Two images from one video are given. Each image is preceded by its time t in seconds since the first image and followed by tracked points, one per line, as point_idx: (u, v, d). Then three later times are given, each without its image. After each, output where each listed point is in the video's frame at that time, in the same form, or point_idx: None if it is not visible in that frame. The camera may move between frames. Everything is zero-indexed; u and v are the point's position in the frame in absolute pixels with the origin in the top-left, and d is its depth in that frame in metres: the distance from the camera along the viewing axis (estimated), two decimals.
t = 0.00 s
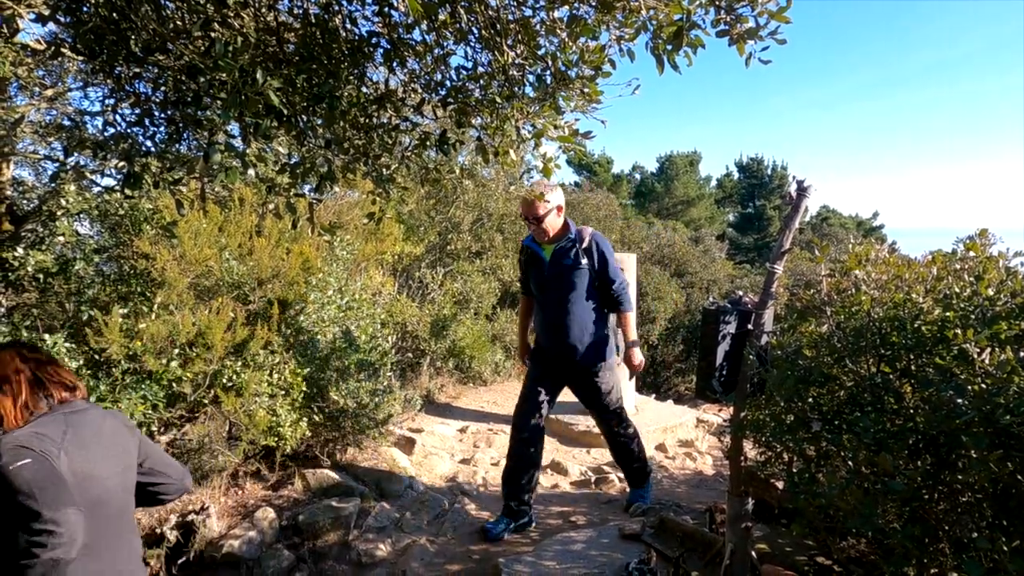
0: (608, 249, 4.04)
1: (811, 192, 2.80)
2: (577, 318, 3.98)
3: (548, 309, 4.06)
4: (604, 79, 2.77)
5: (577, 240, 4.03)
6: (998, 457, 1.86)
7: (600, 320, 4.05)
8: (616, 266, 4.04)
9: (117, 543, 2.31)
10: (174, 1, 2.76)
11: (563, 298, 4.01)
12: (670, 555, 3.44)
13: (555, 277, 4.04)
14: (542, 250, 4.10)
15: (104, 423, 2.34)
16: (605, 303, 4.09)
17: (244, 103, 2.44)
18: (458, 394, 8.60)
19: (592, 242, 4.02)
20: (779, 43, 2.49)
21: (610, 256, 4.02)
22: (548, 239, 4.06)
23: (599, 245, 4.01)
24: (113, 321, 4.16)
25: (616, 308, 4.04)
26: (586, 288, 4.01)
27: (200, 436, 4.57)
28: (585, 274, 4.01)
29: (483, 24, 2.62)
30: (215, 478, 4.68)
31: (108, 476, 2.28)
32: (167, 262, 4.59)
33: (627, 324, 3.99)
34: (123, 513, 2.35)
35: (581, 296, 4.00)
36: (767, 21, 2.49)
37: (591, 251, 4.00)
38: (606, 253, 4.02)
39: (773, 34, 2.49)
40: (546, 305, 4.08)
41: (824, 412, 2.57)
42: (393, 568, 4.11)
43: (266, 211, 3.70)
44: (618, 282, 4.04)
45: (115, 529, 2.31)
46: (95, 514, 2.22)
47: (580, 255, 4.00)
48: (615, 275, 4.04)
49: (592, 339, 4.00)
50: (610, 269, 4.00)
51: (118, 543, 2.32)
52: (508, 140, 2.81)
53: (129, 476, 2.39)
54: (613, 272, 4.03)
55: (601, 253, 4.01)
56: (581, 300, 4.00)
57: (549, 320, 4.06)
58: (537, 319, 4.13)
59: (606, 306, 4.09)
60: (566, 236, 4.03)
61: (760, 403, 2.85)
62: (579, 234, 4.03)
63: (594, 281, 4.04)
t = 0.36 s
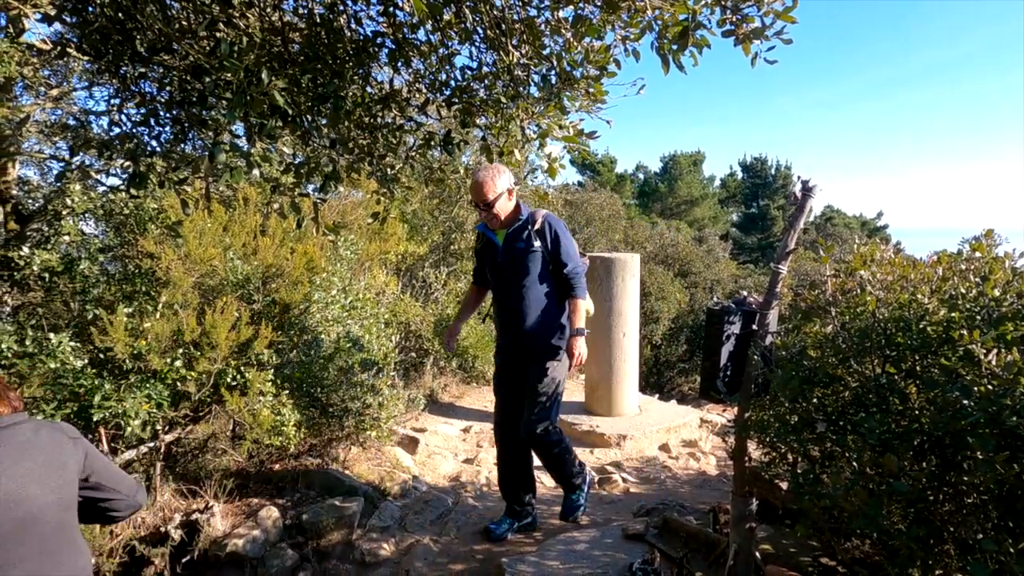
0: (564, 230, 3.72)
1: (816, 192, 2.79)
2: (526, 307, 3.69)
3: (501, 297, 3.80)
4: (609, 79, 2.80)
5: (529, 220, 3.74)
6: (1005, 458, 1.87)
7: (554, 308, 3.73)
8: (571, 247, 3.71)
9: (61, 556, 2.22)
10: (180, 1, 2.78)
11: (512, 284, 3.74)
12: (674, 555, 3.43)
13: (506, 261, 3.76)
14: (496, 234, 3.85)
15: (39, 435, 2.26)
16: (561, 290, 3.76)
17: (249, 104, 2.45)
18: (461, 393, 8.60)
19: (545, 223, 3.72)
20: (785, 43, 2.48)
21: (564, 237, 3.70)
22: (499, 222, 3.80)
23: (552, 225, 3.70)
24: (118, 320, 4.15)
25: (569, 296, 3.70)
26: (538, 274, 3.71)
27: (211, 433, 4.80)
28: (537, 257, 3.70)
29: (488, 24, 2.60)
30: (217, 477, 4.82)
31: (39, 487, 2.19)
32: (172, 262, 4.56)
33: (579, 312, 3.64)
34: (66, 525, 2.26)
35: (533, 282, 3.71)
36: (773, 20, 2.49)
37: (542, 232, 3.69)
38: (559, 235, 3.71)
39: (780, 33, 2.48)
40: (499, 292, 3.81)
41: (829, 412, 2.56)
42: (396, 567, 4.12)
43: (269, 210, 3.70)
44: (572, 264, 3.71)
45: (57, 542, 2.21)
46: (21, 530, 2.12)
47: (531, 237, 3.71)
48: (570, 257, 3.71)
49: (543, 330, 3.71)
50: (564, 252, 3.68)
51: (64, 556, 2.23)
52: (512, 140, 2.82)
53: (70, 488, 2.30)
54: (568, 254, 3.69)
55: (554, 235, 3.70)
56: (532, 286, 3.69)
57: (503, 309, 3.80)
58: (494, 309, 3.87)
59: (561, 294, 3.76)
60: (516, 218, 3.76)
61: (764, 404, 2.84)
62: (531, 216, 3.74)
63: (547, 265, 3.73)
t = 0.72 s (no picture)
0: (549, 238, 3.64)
1: (829, 192, 2.77)
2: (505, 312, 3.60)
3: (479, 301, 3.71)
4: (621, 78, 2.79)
5: (512, 225, 3.67)
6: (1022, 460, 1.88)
7: (535, 316, 3.64)
8: (555, 256, 3.63)
9: (44, 555, 2.47)
10: (194, 2, 2.80)
11: (491, 288, 3.65)
12: (685, 556, 3.41)
13: (486, 265, 3.69)
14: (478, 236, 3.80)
15: (25, 441, 2.50)
16: (542, 299, 3.67)
17: (262, 104, 2.47)
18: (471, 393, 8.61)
19: (528, 228, 3.64)
20: (798, 42, 2.47)
21: (547, 244, 3.61)
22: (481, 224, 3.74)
23: (536, 231, 3.62)
24: (131, 318, 4.19)
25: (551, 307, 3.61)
26: (518, 280, 3.62)
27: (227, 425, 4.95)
28: (518, 263, 3.62)
29: (500, 24, 2.60)
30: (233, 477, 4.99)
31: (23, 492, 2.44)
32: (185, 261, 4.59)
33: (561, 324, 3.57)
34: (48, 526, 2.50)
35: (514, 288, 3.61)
36: (787, 19, 2.47)
37: (525, 237, 3.61)
38: (544, 242, 3.62)
39: (794, 32, 2.47)
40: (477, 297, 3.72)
41: (842, 414, 2.51)
42: (406, 566, 4.13)
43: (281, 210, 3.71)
44: (556, 274, 3.62)
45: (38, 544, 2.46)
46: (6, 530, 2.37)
47: (512, 242, 3.63)
48: (554, 265, 3.63)
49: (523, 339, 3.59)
50: (547, 260, 3.59)
51: (49, 555, 2.48)
52: (524, 139, 2.81)
53: (56, 489, 2.54)
54: (552, 262, 3.61)
55: (537, 241, 3.62)
56: (511, 292, 3.60)
57: (480, 314, 3.70)
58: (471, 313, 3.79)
59: (543, 304, 3.67)
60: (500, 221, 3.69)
61: (775, 404, 2.82)
62: (515, 220, 3.67)
63: (529, 272, 3.64)
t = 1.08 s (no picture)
0: (539, 245, 3.49)
1: (856, 191, 2.76)
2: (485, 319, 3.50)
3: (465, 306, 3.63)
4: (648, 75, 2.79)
5: (503, 229, 3.57)
6: None
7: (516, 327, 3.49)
8: (544, 265, 3.46)
9: (44, 549, 2.38)
10: None
11: (476, 293, 3.57)
12: (706, 556, 3.40)
13: (475, 269, 3.61)
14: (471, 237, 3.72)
15: (11, 442, 2.37)
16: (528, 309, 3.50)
17: (293, 102, 2.49)
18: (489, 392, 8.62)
19: (518, 232, 3.51)
20: (829, 38, 2.45)
21: (536, 251, 3.46)
22: (475, 227, 3.67)
23: (525, 236, 3.48)
24: (157, 314, 4.29)
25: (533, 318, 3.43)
26: (503, 286, 3.50)
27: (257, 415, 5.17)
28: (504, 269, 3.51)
29: (527, 21, 2.61)
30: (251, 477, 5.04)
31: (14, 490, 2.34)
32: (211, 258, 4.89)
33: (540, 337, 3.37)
34: (44, 519, 2.40)
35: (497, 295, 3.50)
36: (818, 15, 2.46)
37: (513, 242, 3.49)
38: (533, 250, 3.47)
39: (824, 27, 2.45)
40: (464, 301, 3.66)
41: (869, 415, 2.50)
42: (426, 563, 4.15)
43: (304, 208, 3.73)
44: (542, 284, 3.43)
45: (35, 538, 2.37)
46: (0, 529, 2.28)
47: (500, 245, 3.53)
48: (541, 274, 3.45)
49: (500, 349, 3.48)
50: (533, 268, 3.44)
51: (45, 550, 2.39)
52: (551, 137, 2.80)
53: (48, 485, 2.43)
54: (538, 272, 3.44)
55: (526, 246, 3.48)
56: (494, 298, 3.50)
57: (465, 319, 3.63)
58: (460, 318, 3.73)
59: (528, 314, 3.50)
60: (491, 224, 3.60)
61: (800, 405, 2.82)
62: (506, 223, 3.56)
63: (516, 279, 3.51)
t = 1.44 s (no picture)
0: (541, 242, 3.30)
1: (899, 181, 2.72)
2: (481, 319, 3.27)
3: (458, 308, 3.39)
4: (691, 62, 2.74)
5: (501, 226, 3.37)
6: None
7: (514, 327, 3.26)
8: (545, 263, 3.27)
9: (58, 518, 2.50)
10: None
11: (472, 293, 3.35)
12: (739, 554, 3.38)
13: (470, 269, 3.39)
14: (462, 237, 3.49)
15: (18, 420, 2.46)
16: (529, 310, 3.30)
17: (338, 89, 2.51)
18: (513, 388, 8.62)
19: (517, 229, 3.32)
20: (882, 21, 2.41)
21: (538, 249, 3.28)
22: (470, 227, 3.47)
23: (525, 233, 3.30)
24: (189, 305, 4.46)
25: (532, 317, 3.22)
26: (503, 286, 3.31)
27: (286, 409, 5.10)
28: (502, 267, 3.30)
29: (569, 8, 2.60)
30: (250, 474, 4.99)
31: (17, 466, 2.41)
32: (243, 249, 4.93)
33: (539, 336, 3.15)
34: (52, 493, 2.49)
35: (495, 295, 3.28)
36: None
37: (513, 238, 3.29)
38: (534, 247, 3.29)
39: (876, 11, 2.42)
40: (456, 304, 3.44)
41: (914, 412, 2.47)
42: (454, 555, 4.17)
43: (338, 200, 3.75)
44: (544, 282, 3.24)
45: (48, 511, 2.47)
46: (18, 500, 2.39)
47: (499, 243, 3.33)
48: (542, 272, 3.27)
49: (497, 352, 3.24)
50: (533, 264, 3.25)
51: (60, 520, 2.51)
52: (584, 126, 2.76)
53: (56, 461, 2.54)
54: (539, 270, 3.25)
55: (527, 243, 3.30)
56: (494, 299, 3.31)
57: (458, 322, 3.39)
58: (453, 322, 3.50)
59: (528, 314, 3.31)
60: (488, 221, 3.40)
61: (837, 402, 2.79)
62: (504, 220, 3.37)
63: (516, 279, 3.31)
